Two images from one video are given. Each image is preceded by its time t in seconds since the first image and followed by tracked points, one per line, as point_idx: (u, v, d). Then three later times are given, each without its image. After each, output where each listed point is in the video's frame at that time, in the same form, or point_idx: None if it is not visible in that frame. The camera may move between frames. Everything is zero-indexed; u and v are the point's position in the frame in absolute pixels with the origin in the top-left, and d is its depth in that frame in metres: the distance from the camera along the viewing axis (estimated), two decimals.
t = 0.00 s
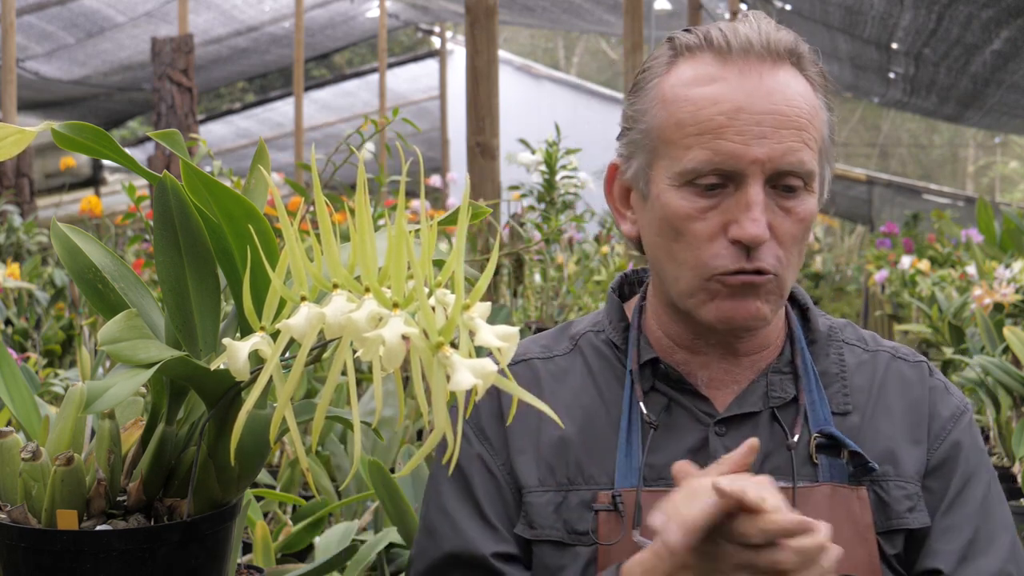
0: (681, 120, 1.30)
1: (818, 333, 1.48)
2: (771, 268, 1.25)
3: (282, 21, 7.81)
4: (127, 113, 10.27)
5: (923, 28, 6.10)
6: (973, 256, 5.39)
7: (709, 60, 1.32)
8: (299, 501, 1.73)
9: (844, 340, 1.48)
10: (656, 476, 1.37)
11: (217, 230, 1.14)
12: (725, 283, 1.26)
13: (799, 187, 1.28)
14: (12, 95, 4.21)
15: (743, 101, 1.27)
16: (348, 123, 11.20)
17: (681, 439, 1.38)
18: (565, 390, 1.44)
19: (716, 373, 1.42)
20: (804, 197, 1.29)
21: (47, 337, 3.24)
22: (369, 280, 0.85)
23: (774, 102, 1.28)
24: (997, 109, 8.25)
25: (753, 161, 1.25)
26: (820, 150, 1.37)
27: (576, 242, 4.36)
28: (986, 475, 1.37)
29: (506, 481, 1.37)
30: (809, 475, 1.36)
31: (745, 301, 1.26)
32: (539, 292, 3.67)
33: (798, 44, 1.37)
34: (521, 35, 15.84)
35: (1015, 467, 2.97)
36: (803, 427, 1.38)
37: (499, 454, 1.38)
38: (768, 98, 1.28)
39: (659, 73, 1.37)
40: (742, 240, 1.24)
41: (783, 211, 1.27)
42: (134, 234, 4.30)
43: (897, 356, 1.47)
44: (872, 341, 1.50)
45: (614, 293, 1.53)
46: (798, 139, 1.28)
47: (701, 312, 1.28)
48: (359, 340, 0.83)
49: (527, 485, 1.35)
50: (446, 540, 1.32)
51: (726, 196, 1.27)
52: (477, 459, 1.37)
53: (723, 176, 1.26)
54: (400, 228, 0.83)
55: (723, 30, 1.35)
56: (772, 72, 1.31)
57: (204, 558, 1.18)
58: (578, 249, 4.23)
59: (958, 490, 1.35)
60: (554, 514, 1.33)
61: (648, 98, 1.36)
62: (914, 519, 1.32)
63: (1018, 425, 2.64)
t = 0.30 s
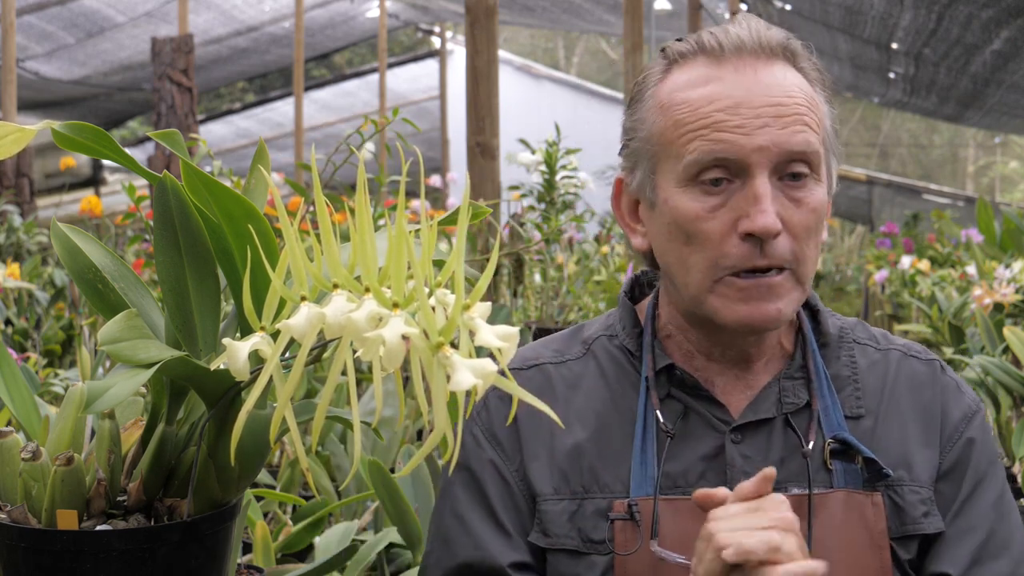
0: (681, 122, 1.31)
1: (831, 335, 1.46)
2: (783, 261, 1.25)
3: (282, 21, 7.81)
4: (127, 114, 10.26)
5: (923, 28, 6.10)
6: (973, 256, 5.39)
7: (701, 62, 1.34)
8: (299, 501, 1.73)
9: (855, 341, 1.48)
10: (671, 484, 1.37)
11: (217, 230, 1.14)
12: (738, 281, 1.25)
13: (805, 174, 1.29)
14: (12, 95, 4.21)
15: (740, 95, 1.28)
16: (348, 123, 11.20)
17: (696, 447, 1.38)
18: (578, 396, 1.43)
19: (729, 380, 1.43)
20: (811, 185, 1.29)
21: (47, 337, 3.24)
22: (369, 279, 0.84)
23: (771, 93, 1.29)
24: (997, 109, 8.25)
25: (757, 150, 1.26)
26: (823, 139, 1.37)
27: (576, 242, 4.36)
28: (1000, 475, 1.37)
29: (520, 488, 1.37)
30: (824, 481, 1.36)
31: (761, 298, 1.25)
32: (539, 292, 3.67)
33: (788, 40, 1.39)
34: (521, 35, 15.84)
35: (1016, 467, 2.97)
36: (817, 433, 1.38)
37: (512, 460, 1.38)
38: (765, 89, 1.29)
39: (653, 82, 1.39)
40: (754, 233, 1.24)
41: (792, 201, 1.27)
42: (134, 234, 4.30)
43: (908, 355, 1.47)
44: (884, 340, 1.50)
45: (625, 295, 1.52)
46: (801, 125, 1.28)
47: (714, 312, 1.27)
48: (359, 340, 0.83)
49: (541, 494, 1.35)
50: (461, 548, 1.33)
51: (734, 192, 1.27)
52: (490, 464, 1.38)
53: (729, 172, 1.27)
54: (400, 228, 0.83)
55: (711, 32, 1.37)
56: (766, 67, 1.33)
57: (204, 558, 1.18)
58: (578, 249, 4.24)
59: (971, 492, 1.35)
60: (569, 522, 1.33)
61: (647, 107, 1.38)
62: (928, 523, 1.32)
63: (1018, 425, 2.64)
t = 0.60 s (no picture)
0: (635, 115, 1.20)
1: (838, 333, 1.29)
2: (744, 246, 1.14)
3: (282, 21, 7.81)
4: (127, 113, 10.26)
5: (923, 28, 6.10)
6: (973, 256, 5.39)
7: (660, 56, 1.22)
8: (299, 501, 1.73)
9: (869, 339, 1.29)
10: (653, 475, 1.24)
11: (217, 230, 1.14)
12: (701, 270, 1.15)
13: (768, 154, 1.15)
14: (12, 95, 4.21)
15: (689, 80, 1.16)
16: (348, 123, 11.20)
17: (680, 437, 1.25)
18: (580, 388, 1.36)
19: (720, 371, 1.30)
20: (776, 165, 1.15)
21: (47, 337, 3.24)
22: (369, 279, 0.85)
23: (722, 76, 1.15)
24: (997, 109, 8.25)
25: (707, 135, 1.13)
26: (807, 117, 1.22)
27: (576, 242, 4.36)
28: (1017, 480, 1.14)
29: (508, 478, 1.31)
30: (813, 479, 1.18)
31: (727, 286, 1.15)
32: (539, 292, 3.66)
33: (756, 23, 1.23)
34: (521, 35, 15.88)
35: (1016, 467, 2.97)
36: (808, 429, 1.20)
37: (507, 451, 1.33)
38: (717, 72, 1.16)
39: (622, 86, 1.28)
40: (709, 216, 1.13)
41: (752, 182, 1.14)
42: (134, 233, 4.30)
43: (925, 356, 1.27)
44: (903, 341, 1.30)
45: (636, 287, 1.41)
46: (759, 103, 1.15)
47: (680, 298, 1.17)
48: (360, 340, 0.83)
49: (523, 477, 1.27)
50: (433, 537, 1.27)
51: (690, 177, 1.16)
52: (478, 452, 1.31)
53: (682, 158, 1.16)
54: (401, 229, 0.83)
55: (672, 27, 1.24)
56: (725, 47, 1.20)
57: (204, 559, 1.18)
58: (578, 249, 4.23)
59: (976, 495, 1.15)
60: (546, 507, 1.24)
61: (616, 103, 1.29)
62: (913, 527, 1.14)
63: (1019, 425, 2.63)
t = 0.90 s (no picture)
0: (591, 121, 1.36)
1: (809, 336, 1.37)
2: (680, 240, 1.27)
3: (282, 21, 7.81)
4: (127, 113, 10.27)
5: (923, 28, 6.10)
6: (973, 255, 5.39)
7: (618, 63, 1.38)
8: (299, 501, 1.73)
9: (844, 344, 1.36)
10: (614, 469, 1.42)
11: (217, 230, 1.14)
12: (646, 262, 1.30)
13: (703, 154, 1.28)
14: (12, 95, 4.21)
15: (631, 83, 1.30)
16: (348, 123, 11.20)
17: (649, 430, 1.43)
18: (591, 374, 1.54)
19: (690, 370, 1.45)
20: (710, 162, 1.28)
21: (47, 337, 3.24)
22: (369, 279, 0.85)
23: (661, 77, 1.29)
24: (997, 109, 8.25)
25: (641, 136, 1.28)
26: (752, 113, 1.32)
27: (576, 242, 4.36)
28: (943, 494, 1.16)
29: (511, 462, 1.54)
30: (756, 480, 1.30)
31: (668, 276, 1.28)
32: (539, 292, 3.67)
33: (713, 21, 1.36)
34: (521, 36, 15.89)
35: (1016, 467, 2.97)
36: (760, 430, 1.33)
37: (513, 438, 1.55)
38: (656, 75, 1.29)
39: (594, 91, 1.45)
40: (645, 216, 1.27)
41: (686, 181, 1.28)
42: (134, 234, 4.30)
43: (898, 362, 1.30)
44: (885, 346, 1.34)
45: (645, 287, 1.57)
46: (690, 105, 1.27)
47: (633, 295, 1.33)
48: (360, 340, 0.83)
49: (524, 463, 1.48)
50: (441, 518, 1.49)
51: (632, 179, 1.31)
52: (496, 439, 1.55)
53: (625, 160, 1.31)
54: (401, 228, 0.83)
55: (631, 32, 1.40)
56: (668, 53, 1.33)
57: (204, 559, 1.18)
58: (578, 249, 4.23)
59: (900, 505, 1.19)
60: (537, 493, 1.44)
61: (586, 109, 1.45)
62: (833, 536, 1.21)
63: (1018, 425, 2.64)
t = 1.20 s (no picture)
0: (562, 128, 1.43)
1: (774, 337, 1.47)
2: (657, 244, 1.35)
3: (282, 21, 7.81)
4: (127, 113, 10.27)
5: (923, 28, 6.10)
6: (973, 255, 5.39)
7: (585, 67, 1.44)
8: (299, 501, 1.73)
9: (810, 345, 1.46)
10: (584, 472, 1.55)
11: (217, 230, 1.15)
12: (625, 268, 1.38)
13: (680, 159, 1.35)
14: (12, 95, 4.21)
15: (604, 90, 1.36)
16: (348, 123, 11.20)
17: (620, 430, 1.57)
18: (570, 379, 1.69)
19: (659, 373, 1.57)
20: (685, 167, 1.35)
21: (47, 337, 3.24)
22: (369, 279, 0.85)
23: (632, 83, 1.35)
24: (997, 109, 8.25)
25: (616, 143, 1.34)
26: (719, 115, 1.40)
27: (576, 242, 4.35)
28: (897, 496, 1.25)
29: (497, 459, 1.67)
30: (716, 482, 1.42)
31: (647, 281, 1.36)
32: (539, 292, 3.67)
33: (678, 22, 1.44)
34: (521, 35, 15.89)
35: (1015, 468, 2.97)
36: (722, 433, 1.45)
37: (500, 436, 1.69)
38: (628, 80, 1.36)
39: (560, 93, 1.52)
40: (621, 223, 1.34)
41: (662, 186, 1.35)
42: (134, 234, 4.30)
43: (861, 363, 1.40)
44: (850, 346, 1.44)
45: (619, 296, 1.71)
46: (664, 109, 1.34)
47: (611, 300, 1.41)
48: (360, 340, 0.83)
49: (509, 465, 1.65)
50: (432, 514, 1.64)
51: (609, 185, 1.38)
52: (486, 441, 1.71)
53: (601, 166, 1.37)
54: (401, 228, 0.83)
55: (598, 34, 1.46)
56: (635, 58, 1.40)
57: (204, 558, 1.18)
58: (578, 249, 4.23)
59: (856, 507, 1.28)
60: (518, 493, 1.62)
61: (553, 113, 1.51)
62: (788, 539, 1.31)
63: (1018, 425, 2.64)
